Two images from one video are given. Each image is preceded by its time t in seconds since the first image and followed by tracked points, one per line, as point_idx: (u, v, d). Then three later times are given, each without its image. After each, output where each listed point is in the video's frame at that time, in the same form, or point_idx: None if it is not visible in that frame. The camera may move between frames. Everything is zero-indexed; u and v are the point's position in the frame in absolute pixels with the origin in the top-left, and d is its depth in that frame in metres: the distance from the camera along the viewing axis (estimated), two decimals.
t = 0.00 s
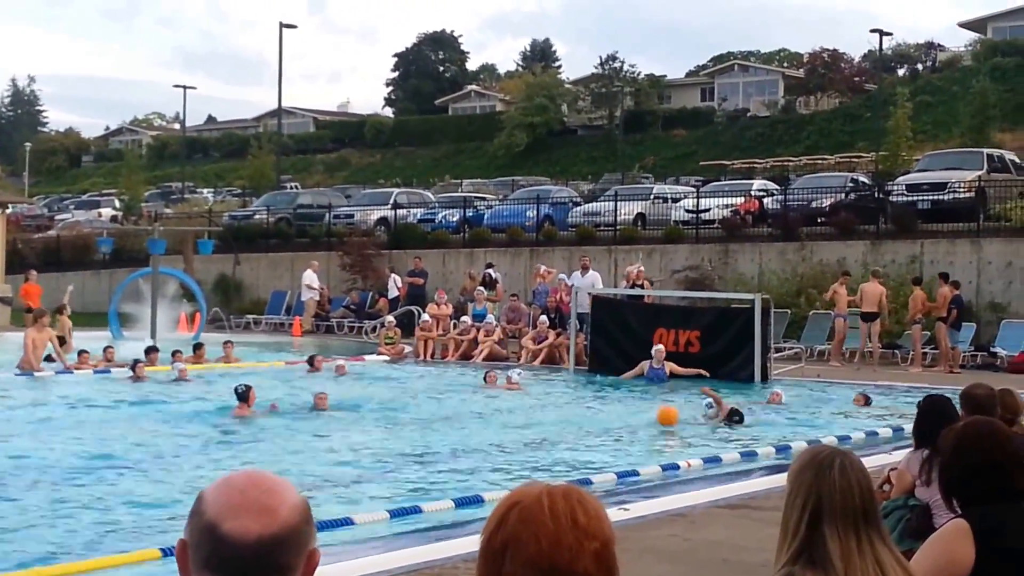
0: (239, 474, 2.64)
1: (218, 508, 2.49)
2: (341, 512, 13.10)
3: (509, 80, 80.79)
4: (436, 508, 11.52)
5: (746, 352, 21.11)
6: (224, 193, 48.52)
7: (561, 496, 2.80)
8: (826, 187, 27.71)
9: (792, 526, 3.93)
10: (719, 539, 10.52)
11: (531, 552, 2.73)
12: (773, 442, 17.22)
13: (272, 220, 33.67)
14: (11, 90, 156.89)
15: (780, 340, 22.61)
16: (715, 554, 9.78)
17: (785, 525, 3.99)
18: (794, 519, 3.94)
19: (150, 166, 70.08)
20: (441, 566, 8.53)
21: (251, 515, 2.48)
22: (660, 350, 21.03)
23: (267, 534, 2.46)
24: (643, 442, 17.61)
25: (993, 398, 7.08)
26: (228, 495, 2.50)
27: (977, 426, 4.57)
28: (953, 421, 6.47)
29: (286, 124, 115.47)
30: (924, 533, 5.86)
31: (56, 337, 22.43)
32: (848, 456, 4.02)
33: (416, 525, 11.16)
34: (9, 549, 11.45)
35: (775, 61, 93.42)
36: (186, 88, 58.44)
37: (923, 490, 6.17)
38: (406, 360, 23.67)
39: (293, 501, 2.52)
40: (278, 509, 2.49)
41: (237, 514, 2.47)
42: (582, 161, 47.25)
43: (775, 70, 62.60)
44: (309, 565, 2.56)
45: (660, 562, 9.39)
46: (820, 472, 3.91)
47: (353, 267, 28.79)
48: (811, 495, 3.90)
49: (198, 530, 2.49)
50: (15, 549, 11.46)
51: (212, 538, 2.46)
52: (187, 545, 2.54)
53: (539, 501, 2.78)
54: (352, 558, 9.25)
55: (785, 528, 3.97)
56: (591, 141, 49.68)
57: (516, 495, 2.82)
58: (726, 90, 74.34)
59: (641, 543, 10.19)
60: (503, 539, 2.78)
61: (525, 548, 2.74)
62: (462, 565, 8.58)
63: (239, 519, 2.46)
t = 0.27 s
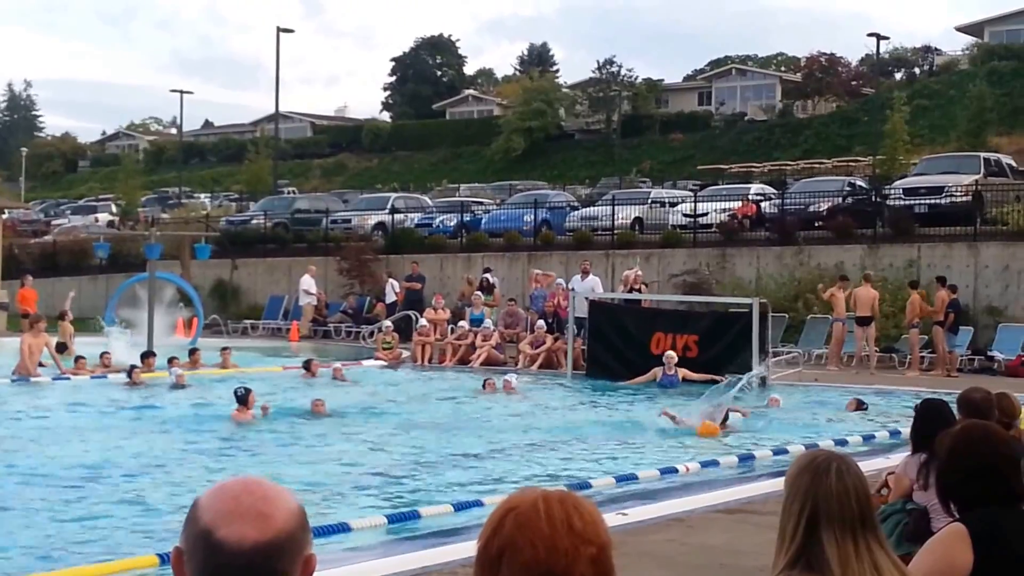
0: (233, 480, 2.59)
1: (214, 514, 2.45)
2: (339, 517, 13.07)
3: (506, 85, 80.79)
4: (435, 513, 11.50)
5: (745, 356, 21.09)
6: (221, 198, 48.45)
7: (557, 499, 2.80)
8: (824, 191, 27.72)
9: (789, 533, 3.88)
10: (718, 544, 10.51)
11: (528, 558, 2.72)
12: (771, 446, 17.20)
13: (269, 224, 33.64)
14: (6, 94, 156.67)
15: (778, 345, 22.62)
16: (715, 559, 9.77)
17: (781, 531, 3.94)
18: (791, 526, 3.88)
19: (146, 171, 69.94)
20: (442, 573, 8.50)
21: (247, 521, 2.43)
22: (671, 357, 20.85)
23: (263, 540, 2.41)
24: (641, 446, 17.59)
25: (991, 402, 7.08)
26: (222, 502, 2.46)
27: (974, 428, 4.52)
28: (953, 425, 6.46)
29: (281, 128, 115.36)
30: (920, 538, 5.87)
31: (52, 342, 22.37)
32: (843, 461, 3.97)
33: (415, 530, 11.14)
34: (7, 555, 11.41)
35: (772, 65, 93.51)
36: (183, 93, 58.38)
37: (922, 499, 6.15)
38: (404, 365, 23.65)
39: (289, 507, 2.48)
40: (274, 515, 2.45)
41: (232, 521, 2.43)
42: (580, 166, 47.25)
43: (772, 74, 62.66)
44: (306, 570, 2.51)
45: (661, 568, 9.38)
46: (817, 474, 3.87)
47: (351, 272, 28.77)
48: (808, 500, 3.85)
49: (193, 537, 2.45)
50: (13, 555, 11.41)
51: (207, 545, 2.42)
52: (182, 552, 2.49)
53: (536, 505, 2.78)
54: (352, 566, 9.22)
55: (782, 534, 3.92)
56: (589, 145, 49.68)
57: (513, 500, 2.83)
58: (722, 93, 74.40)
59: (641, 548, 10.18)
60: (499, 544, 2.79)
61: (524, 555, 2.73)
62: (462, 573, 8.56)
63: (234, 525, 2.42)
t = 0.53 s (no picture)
0: (229, 488, 2.56)
1: (211, 521, 2.42)
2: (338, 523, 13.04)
3: (505, 89, 80.78)
4: (434, 518, 11.48)
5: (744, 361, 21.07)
6: (220, 203, 48.39)
7: (555, 504, 2.89)
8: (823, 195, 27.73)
9: (788, 536, 4.08)
10: (718, 548, 10.48)
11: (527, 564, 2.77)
12: (770, 451, 17.16)
13: (267, 230, 33.60)
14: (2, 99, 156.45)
15: (777, 350, 22.62)
16: (717, 564, 9.74)
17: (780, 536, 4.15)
18: (789, 530, 4.08)
19: (144, 177, 69.90)
20: None
21: (245, 529, 2.40)
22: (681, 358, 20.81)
23: (261, 547, 2.37)
24: (640, 451, 17.57)
25: (988, 405, 7.06)
26: (220, 509, 2.43)
27: (972, 431, 4.45)
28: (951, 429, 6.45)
29: (279, 134, 115.29)
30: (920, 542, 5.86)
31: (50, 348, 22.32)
32: (841, 465, 4.14)
33: (415, 535, 11.12)
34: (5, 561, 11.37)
35: (770, 69, 93.49)
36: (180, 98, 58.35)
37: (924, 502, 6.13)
38: (403, 370, 23.63)
39: (287, 514, 2.46)
40: (272, 522, 2.42)
41: (230, 529, 2.40)
42: (579, 171, 47.24)
43: (770, 78, 62.65)
44: None
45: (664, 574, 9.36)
46: (815, 479, 4.03)
47: (349, 277, 28.75)
48: (806, 505, 4.03)
49: (190, 546, 2.41)
50: (10, 561, 11.38)
51: (205, 554, 2.38)
52: (179, 561, 2.46)
53: (534, 510, 2.87)
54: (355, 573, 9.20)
55: (782, 538, 4.11)
56: (587, 150, 49.67)
57: (509, 507, 2.91)
58: (721, 98, 74.39)
59: (641, 553, 10.15)
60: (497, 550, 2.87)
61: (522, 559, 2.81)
62: None
63: (233, 532, 2.39)
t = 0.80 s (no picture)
0: (228, 496, 2.51)
1: (211, 528, 2.36)
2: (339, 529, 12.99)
3: (504, 95, 80.87)
4: (435, 524, 11.43)
5: (744, 366, 21.01)
6: (220, 209, 48.40)
7: (556, 510, 2.91)
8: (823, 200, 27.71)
9: (789, 542, 4.23)
10: (718, 554, 10.44)
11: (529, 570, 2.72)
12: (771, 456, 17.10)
13: (267, 236, 33.61)
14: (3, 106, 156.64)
15: (778, 354, 22.56)
16: (717, 570, 9.70)
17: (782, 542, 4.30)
18: (790, 536, 4.23)
19: (144, 183, 69.90)
20: None
21: (245, 534, 2.34)
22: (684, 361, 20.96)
23: (261, 554, 2.32)
24: (641, 457, 17.52)
25: (990, 409, 7.04)
26: (219, 516, 2.38)
27: (972, 436, 4.45)
28: (951, 434, 6.43)
29: (279, 140, 115.42)
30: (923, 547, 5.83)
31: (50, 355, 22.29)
32: (840, 470, 4.30)
33: (415, 541, 11.07)
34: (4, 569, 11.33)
35: (770, 74, 93.64)
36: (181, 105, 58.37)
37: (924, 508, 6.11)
38: (403, 376, 23.61)
39: (287, 520, 2.41)
40: (272, 528, 2.36)
41: (229, 535, 2.34)
42: (579, 176, 47.24)
43: (770, 83, 62.71)
44: None
45: None
46: (816, 483, 4.18)
47: (349, 282, 28.74)
48: (805, 509, 4.20)
49: (191, 552, 2.36)
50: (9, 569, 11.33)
51: (204, 560, 2.33)
52: (180, 568, 2.41)
53: (535, 517, 2.87)
54: None
55: (783, 545, 4.27)
56: (587, 155, 49.69)
57: (510, 514, 2.93)
58: (721, 103, 74.49)
59: (642, 559, 10.10)
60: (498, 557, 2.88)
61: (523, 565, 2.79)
62: None
63: (232, 539, 2.33)
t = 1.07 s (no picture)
0: (231, 502, 2.44)
1: (212, 535, 2.28)
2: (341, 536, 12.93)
3: (505, 100, 80.92)
4: (437, 530, 11.37)
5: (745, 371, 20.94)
6: (221, 215, 48.40)
7: (557, 516, 2.98)
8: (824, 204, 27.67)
9: (790, 545, 4.24)
10: (720, 559, 10.38)
11: None
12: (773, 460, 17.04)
13: (268, 242, 33.60)
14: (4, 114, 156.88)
15: (780, 358, 22.49)
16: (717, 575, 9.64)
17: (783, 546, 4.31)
18: (791, 539, 4.24)
19: (145, 190, 69.92)
20: None
21: (245, 542, 2.27)
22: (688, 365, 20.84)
23: (264, 560, 2.24)
24: (643, 462, 17.47)
25: (992, 414, 6.99)
26: (220, 524, 2.30)
27: (974, 440, 4.41)
28: (953, 438, 6.37)
29: (280, 146, 115.55)
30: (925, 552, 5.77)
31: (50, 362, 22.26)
32: (843, 474, 4.29)
33: (418, 547, 11.00)
34: None
35: (770, 77, 93.67)
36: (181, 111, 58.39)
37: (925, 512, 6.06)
38: (404, 382, 23.57)
39: (289, 526, 2.33)
40: (274, 535, 2.29)
41: (231, 541, 2.26)
42: (579, 181, 47.21)
43: (770, 88, 62.70)
44: None
45: None
46: (817, 487, 4.18)
47: (350, 288, 28.74)
48: (807, 514, 4.20)
49: (193, 560, 2.28)
50: None
51: (205, 567, 2.24)
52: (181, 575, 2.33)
53: (536, 523, 2.95)
54: None
55: (784, 548, 4.28)
56: (588, 160, 49.66)
57: (513, 518, 3.01)
58: (721, 107, 74.53)
59: (644, 565, 10.04)
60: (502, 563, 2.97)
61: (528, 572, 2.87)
62: None
63: (233, 546, 2.25)
